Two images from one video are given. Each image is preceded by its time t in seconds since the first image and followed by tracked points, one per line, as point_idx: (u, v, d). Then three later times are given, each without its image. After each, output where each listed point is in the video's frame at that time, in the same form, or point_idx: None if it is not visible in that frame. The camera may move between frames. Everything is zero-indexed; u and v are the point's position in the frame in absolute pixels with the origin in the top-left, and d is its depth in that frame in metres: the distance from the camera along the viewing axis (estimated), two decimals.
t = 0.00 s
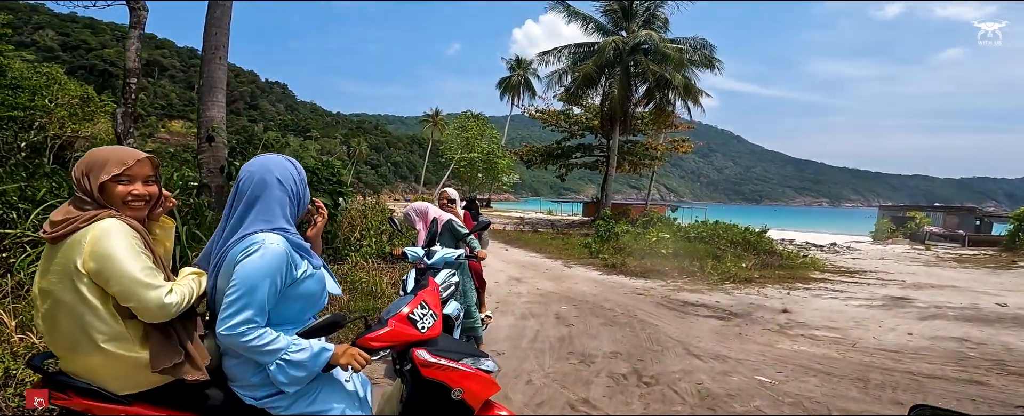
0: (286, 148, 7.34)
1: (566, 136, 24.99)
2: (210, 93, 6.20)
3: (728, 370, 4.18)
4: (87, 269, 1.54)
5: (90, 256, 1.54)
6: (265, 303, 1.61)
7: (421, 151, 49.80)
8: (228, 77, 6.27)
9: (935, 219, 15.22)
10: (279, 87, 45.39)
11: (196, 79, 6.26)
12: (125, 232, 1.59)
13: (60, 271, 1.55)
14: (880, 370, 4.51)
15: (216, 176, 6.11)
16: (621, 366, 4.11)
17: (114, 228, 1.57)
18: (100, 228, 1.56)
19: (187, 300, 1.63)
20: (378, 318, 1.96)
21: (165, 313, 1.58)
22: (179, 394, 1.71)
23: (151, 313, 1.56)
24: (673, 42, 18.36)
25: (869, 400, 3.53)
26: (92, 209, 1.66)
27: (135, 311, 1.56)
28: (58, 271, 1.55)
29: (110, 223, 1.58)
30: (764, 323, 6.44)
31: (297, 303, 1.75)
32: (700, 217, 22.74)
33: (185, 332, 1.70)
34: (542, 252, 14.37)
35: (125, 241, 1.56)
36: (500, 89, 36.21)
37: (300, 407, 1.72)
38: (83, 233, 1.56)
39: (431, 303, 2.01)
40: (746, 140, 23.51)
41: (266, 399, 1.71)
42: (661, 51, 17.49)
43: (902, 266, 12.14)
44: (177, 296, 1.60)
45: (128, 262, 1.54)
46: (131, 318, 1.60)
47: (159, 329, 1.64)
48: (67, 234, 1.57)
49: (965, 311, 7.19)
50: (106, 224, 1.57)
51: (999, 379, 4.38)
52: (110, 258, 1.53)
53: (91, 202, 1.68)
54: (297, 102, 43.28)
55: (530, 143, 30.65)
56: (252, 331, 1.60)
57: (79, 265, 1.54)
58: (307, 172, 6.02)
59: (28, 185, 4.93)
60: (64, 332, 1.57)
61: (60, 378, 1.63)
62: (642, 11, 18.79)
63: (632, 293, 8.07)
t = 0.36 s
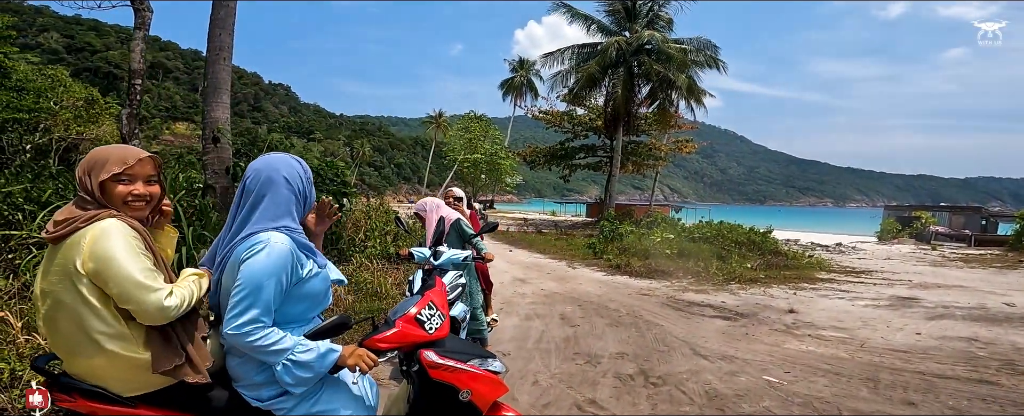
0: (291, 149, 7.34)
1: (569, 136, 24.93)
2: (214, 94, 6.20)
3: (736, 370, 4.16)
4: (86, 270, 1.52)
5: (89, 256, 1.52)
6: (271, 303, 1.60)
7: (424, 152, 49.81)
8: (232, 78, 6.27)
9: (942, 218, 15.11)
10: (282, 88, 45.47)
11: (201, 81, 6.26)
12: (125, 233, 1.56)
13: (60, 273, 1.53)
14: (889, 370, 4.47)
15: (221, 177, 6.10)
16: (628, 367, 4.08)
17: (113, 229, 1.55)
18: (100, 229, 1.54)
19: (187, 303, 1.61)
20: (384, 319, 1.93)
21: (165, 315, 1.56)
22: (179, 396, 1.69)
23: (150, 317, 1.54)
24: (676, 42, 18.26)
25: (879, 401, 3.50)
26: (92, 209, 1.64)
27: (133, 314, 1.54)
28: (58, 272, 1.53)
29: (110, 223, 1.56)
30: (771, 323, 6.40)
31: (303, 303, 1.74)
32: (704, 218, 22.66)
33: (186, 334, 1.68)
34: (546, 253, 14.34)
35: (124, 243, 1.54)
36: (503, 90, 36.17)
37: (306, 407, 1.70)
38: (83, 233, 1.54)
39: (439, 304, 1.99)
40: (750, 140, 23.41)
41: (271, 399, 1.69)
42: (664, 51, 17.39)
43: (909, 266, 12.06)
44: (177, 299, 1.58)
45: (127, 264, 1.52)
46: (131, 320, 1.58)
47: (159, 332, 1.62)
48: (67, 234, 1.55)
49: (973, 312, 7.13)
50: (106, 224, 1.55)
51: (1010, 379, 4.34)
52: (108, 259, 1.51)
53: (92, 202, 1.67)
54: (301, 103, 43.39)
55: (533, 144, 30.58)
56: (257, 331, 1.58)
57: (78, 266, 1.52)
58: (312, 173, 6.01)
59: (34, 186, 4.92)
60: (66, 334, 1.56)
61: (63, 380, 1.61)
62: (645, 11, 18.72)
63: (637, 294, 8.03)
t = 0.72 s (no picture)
0: (297, 149, 7.38)
1: (574, 137, 24.91)
2: (221, 94, 6.25)
3: (740, 370, 4.16)
4: (101, 269, 1.54)
5: (104, 256, 1.54)
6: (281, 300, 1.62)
7: (429, 152, 49.87)
8: (238, 79, 6.31)
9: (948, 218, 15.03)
10: (287, 89, 45.57)
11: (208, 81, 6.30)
12: (139, 234, 1.59)
13: (76, 272, 1.56)
14: (894, 369, 4.47)
15: (227, 177, 6.14)
16: (632, 366, 4.09)
17: (127, 229, 1.57)
18: (115, 229, 1.57)
19: (198, 304, 1.64)
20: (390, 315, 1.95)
21: (177, 316, 1.58)
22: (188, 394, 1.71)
23: (162, 316, 1.57)
24: (681, 42, 18.19)
25: (885, 400, 3.50)
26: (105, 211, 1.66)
27: (145, 314, 1.56)
28: (74, 271, 1.56)
29: (124, 224, 1.58)
30: (776, 323, 6.39)
31: (313, 299, 1.75)
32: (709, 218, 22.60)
33: (196, 333, 1.70)
34: (550, 253, 14.35)
35: (138, 244, 1.57)
36: (508, 90, 36.17)
37: (315, 402, 1.72)
38: (98, 234, 1.56)
39: (444, 300, 2.00)
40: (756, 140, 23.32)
41: (280, 394, 1.71)
42: (669, 51, 17.37)
43: (915, 266, 12.01)
44: (187, 302, 1.60)
45: (141, 265, 1.54)
46: (143, 319, 1.61)
47: (170, 330, 1.65)
48: (82, 234, 1.57)
49: (980, 312, 7.09)
50: (120, 225, 1.57)
51: (1017, 379, 4.32)
52: (123, 260, 1.53)
53: (105, 204, 1.70)
54: (306, 104, 43.54)
55: (537, 144, 30.56)
56: (267, 326, 1.60)
57: (93, 265, 1.54)
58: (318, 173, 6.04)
59: (44, 186, 4.99)
60: (81, 332, 1.58)
61: (77, 375, 1.63)
62: (649, 12, 18.70)
63: (642, 294, 8.03)
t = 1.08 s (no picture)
0: (303, 152, 7.43)
1: (579, 138, 24.89)
2: (228, 97, 6.31)
3: (744, 372, 4.17)
4: (113, 275, 1.58)
5: (116, 262, 1.57)
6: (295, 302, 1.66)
7: (434, 154, 49.94)
8: (245, 81, 6.38)
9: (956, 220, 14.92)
10: (294, 91, 45.78)
11: (215, 85, 6.37)
12: (151, 242, 1.62)
13: (89, 277, 1.59)
14: (899, 372, 4.46)
15: (233, 180, 6.20)
16: (635, 369, 4.10)
17: (141, 237, 1.61)
18: (128, 236, 1.60)
19: (205, 311, 1.67)
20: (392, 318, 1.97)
21: (184, 322, 1.61)
22: (194, 396, 1.74)
23: (169, 322, 1.60)
24: (686, 43, 18.17)
25: (888, 403, 3.50)
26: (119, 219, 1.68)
27: (154, 320, 1.59)
28: (87, 276, 1.59)
29: (137, 231, 1.61)
30: (781, 326, 6.39)
31: (319, 302, 1.79)
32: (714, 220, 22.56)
33: (203, 335, 1.73)
34: (554, 255, 14.35)
35: (150, 251, 1.60)
36: (513, 92, 36.20)
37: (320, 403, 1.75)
38: (111, 240, 1.60)
39: (445, 303, 2.03)
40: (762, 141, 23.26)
41: (286, 394, 1.73)
42: (674, 52, 17.35)
43: (922, 267, 11.95)
44: (195, 308, 1.64)
45: (152, 273, 1.57)
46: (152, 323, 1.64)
47: (177, 335, 1.67)
48: (96, 240, 1.60)
49: (987, 315, 7.06)
50: (133, 232, 1.61)
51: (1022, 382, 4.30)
52: (135, 267, 1.56)
53: (120, 212, 1.73)
54: (312, 105, 43.76)
55: (542, 145, 30.55)
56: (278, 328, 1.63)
57: (106, 271, 1.58)
58: (323, 175, 6.08)
59: (53, 189, 5.06)
60: (92, 335, 1.61)
61: (88, 377, 1.66)
62: (654, 13, 18.68)
63: (646, 296, 8.04)
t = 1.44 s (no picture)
0: (312, 153, 7.46)
1: (586, 140, 24.85)
2: (238, 99, 6.36)
3: (756, 374, 4.15)
4: (146, 273, 1.58)
5: (150, 261, 1.58)
6: (281, 309, 1.64)
7: (441, 155, 50.00)
8: (255, 83, 6.43)
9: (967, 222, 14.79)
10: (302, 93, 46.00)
11: (226, 86, 6.42)
12: (182, 241, 1.63)
13: (120, 274, 1.60)
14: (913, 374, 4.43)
15: (243, 180, 6.22)
16: (646, 370, 4.09)
17: (171, 238, 1.61)
18: (160, 237, 1.60)
19: (235, 310, 1.67)
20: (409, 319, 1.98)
21: (214, 321, 1.62)
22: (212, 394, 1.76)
23: (199, 321, 1.60)
24: (693, 44, 18.12)
25: (903, 405, 3.47)
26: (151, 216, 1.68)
27: (186, 319, 1.60)
28: (118, 274, 1.60)
29: (168, 231, 1.62)
30: (792, 328, 6.34)
31: (322, 305, 1.78)
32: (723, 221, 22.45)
33: (223, 335, 1.74)
34: (562, 257, 14.31)
35: (182, 250, 1.61)
36: (519, 93, 36.20)
37: (326, 404, 1.74)
38: (144, 239, 1.60)
39: (462, 304, 2.04)
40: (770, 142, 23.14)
41: (295, 396, 1.73)
42: (681, 54, 17.31)
43: (934, 270, 11.83)
44: (225, 307, 1.64)
45: (183, 271, 1.58)
46: (179, 322, 1.65)
47: (202, 333, 1.68)
48: (127, 239, 1.61)
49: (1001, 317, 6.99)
50: (164, 231, 1.62)
51: None
52: (168, 267, 1.57)
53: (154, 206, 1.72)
54: (320, 107, 43.92)
55: (549, 147, 30.52)
56: (281, 334, 1.65)
57: (139, 269, 1.58)
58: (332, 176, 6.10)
59: (66, 190, 5.11)
60: (121, 334, 1.62)
61: (108, 377, 1.69)
62: (661, 14, 18.63)
63: (655, 297, 8.01)
